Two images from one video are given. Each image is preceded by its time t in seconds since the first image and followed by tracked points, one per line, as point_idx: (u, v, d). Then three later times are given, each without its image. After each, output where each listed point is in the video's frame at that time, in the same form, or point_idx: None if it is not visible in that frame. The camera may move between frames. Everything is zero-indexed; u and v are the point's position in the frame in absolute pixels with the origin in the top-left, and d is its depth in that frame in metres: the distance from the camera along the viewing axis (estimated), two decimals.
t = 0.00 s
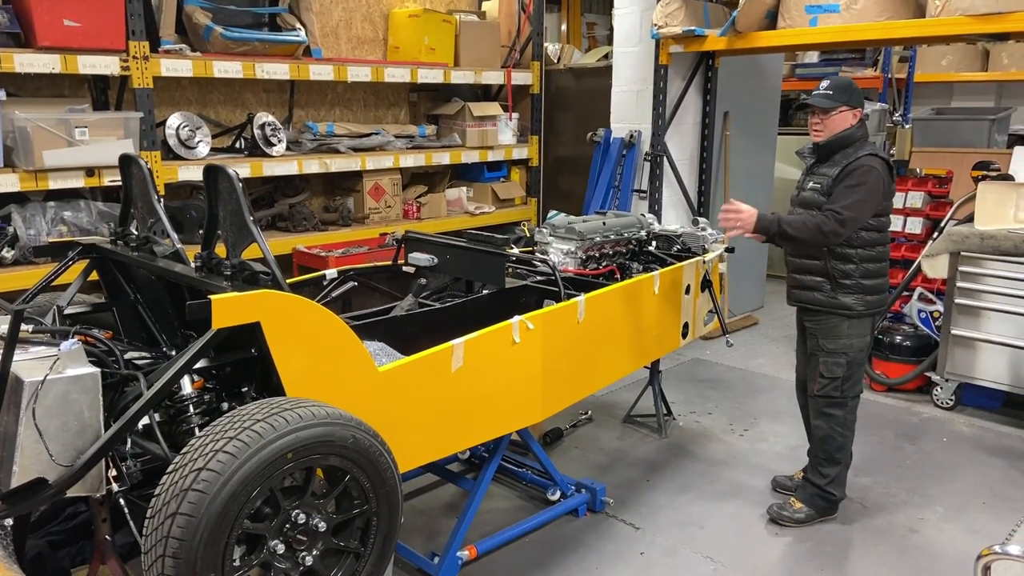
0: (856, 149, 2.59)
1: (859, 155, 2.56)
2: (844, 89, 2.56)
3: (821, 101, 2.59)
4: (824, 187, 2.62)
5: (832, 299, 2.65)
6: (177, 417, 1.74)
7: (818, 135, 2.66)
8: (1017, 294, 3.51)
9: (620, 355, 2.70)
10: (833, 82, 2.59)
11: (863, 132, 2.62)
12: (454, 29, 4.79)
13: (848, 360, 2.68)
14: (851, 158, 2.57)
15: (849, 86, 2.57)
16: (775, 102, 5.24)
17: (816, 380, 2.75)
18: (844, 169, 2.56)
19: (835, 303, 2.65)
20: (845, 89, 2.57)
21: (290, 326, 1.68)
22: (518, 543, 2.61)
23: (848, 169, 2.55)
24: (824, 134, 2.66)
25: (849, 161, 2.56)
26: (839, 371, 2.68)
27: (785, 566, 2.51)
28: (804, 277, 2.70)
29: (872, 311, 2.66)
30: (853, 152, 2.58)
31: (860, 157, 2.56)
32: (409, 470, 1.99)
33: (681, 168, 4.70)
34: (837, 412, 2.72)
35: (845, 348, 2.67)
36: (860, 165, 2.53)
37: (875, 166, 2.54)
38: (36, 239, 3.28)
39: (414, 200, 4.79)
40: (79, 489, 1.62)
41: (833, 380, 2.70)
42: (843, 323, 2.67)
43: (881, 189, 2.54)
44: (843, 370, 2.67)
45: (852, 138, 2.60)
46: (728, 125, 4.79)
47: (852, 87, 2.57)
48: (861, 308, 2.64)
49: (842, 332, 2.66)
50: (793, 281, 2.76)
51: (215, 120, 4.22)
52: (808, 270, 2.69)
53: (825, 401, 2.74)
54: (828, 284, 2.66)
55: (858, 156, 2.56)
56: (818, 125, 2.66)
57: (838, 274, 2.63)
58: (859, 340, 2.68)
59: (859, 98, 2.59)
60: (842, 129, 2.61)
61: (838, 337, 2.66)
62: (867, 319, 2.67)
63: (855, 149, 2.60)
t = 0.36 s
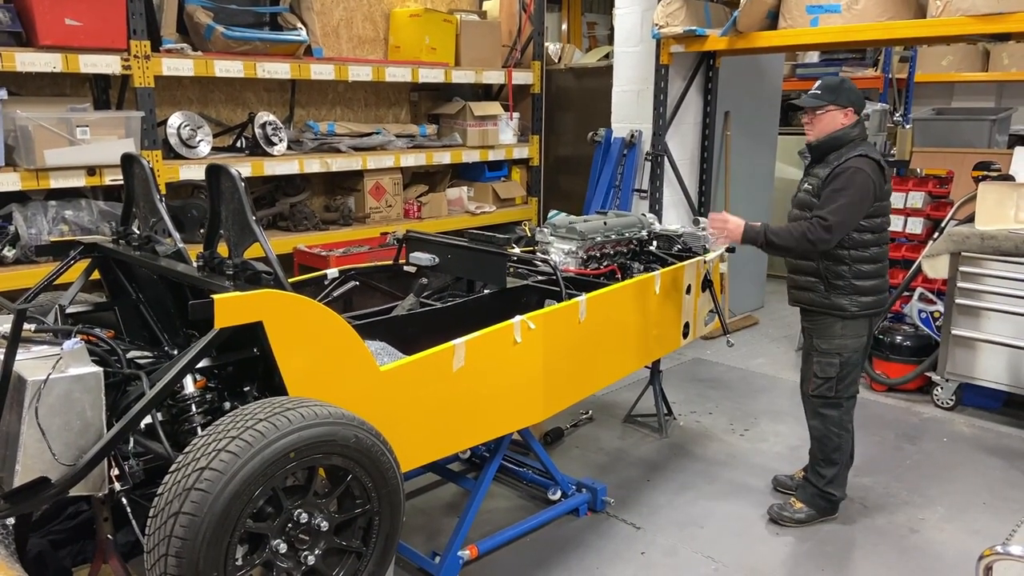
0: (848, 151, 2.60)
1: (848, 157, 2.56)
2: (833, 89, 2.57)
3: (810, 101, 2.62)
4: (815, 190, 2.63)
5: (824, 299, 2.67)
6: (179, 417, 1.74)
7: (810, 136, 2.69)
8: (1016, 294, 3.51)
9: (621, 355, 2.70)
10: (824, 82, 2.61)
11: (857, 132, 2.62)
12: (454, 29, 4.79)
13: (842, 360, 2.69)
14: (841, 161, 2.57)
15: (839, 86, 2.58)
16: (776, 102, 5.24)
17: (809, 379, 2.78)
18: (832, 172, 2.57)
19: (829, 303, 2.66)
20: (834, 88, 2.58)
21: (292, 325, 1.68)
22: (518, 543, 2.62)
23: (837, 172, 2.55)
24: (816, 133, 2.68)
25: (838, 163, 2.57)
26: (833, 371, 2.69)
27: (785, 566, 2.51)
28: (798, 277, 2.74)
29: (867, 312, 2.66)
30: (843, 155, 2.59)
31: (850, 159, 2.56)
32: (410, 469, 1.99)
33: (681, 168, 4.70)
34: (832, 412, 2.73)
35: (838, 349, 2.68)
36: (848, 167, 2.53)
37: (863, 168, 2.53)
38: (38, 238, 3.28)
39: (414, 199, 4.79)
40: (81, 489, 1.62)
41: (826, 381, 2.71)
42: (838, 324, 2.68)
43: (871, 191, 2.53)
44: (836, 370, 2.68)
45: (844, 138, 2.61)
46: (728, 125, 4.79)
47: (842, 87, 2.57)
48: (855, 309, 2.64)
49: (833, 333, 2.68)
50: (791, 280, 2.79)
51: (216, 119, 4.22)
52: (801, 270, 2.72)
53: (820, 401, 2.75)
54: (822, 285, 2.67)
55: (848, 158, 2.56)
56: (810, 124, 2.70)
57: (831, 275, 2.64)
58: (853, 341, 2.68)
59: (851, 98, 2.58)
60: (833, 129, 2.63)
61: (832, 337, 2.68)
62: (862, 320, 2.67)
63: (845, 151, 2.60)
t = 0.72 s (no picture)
0: (842, 150, 2.59)
1: (842, 158, 2.55)
2: (824, 90, 2.60)
3: (801, 102, 2.65)
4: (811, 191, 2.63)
5: (820, 300, 2.67)
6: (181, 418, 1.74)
7: (804, 138, 2.70)
8: (1015, 293, 3.52)
9: (621, 355, 2.70)
10: (816, 84, 2.65)
11: (851, 131, 2.63)
12: (454, 29, 4.79)
13: (838, 360, 2.69)
14: (835, 162, 2.56)
15: (830, 86, 2.60)
16: (776, 102, 5.24)
17: (806, 379, 2.79)
18: (828, 174, 2.56)
19: (826, 304, 2.66)
20: (825, 89, 2.61)
21: (293, 326, 1.68)
22: (517, 544, 2.61)
23: (831, 174, 2.55)
24: (808, 135, 2.70)
25: (833, 164, 2.56)
26: (829, 371, 2.70)
27: (785, 566, 2.51)
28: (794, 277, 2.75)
29: (863, 312, 2.66)
30: (839, 155, 2.58)
31: (843, 159, 2.55)
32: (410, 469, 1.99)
33: (682, 168, 4.70)
34: (830, 412, 2.74)
35: (834, 349, 2.68)
36: (842, 169, 2.52)
37: (859, 169, 2.52)
38: (38, 238, 3.28)
39: (415, 200, 4.79)
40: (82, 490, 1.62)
41: (823, 380, 2.72)
42: (834, 324, 2.68)
43: (868, 193, 2.53)
44: (833, 370, 2.69)
45: (838, 138, 2.61)
46: (729, 125, 4.79)
47: (833, 87, 2.59)
48: (851, 309, 2.64)
49: (827, 333, 2.68)
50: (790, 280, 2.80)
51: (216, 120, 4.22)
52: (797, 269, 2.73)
53: (818, 401, 2.76)
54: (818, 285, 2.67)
55: (841, 158, 2.56)
56: (803, 126, 2.72)
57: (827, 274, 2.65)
58: (850, 342, 2.68)
59: (843, 98, 2.60)
60: (826, 129, 2.64)
61: (828, 337, 2.68)
62: (858, 320, 2.67)
63: (841, 150, 2.60)
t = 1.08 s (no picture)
0: (845, 151, 2.59)
1: (846, 159, 2.55)
2: (833, 90, 2.58)
3: (808, 102, 2.62)
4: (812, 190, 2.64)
5: (822, 300, 2.67)
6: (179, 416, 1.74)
7: (807, 136, 2.69)
8: (1015, 293, 3.52)
9: (621, 354, 2.70)
10: (824, 83, 2.60)
11: (854, 132, 2.63)
12: (454, 28, 4.78)
13: (840, 359, 2.69)
14: (838, 162, 2.57)
15: (839, 86, 2.58)
16: (776, 102, 5.24)
17: (807, 378, 2.79)
18: (831, 174, 2.57)
19: (827, 303, 2.66)
20: (833, 89, 2.59)
21: (290, 324, 1.68)
22: (518, 543, 2.61)
23: (835, 174, 2.55)
24: (813, 135, 2.69)
25: (836, 164, 2.57)
26: (830, 370, 2.69)
27: (785, 565, 2.51)
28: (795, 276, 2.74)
29: (865, 313, 2.67)
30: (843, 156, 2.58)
31: (847, 160, 2.56)
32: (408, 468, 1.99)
33: (682, 167, 4.70)
34: (831, 411, 2.73)
35: (836, 348, 2.68)
36: (846, 169, 2.53)
37: (862, 169, 2.53)
38: (37, 237, 3.28)
39: (414, 199, 4.80)
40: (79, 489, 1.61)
41: (825, 380, 2.71)
42: (835, 323, 2.68)
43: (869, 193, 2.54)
44: (834, 369, 2.69)
45: (842, 139, 2.61)
46: (728, 124, 4.79)
47: (843, 88, 2.57)
48: (853, 308, 2.64)
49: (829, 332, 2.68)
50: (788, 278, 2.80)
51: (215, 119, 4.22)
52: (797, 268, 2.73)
53: (819, 401, 2.76)
54: (820, 285, 2.67)
55: (845, 159, 2.56)
56: (808, 126, 2.70)
57: (829, 274, 2.64)
58: (852, 341, 2.68)
59: (850, 98, 2.59)
60: (832, 129, 2.63)
61: (830, 336, 2.67)
62: (860, 320, 2.67)
63: (843, 150, 2.60)
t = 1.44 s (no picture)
0: (844, 151, 2.60)
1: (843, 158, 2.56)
2: (824, 92, 2.59)
3: (800, 106, 2.63)
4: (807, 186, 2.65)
5: (819, 300, 2.68)
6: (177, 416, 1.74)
7: (805, 138, 2.71)
8: (1015, 293, 3.51)
9: (619, 354, 2.70)
10: (816, 85, 2.62)
11: (852, 132, 2.62)
12: (454, 28, 4.78)
13: (836, 359, 2.69)
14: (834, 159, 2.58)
15: (829, 88, 2.58)
16: (775, 102, 5.24)
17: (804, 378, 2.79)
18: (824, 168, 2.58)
19: (823, 303, 2.67)
20: (824, 91, 2.59)
21: (287, 323, 1.68)
22: (515, 543, 2.62)
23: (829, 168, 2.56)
24: (809, 137, 2.70)
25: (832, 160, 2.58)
26: (827, 370, 2.70)
27: (782, 565, 2.51)
28: (792, 277, 2.75)
29: (861, 313, 2.67)
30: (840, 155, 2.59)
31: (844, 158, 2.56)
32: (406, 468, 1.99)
33: (681, 167, 4.71)
34: (827, 411, 2.74)
35: (833, 348, 2.68)
36: (840, 166, 2.53)
37: (857, 167, 2.52)
38: (36, 237, 3.28)
39: (413, 199, 4.80)
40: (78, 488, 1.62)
41: (821, 380, 2.72)
42: (831, 323, 2.68)
43: (862, 188, 2.53)
44: (830, 369, 2.69)
45: (840, 139, 2.62)
46: (728, 125, 4.80)
47: (833, 89, 2.57)
48: (849, 309, 2.64)
49: (825, 332, 2.69)
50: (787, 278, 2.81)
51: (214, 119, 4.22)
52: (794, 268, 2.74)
53: (816, 401, 2.76)
54: (817, 285, 2.68)
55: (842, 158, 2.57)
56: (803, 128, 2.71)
57: (825, 274, 2.65)
58: (848, 342, 2.68)
59: (843, 99, 2.59)
60: (827, 130, 2.64)
61: (826, 336, 2.68)
62: (857, 320, 2.67)
63: (841, 151, 2.61)
